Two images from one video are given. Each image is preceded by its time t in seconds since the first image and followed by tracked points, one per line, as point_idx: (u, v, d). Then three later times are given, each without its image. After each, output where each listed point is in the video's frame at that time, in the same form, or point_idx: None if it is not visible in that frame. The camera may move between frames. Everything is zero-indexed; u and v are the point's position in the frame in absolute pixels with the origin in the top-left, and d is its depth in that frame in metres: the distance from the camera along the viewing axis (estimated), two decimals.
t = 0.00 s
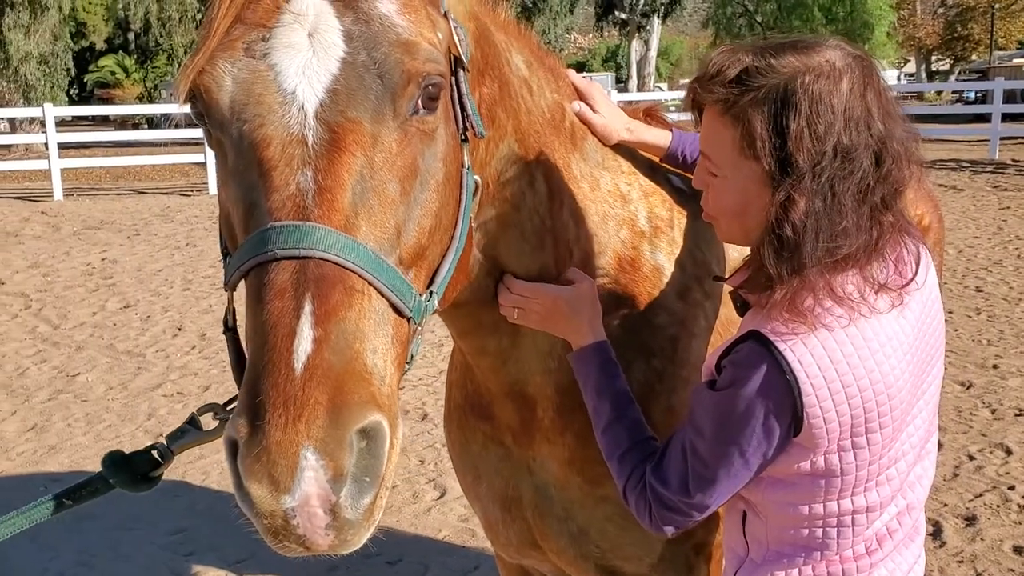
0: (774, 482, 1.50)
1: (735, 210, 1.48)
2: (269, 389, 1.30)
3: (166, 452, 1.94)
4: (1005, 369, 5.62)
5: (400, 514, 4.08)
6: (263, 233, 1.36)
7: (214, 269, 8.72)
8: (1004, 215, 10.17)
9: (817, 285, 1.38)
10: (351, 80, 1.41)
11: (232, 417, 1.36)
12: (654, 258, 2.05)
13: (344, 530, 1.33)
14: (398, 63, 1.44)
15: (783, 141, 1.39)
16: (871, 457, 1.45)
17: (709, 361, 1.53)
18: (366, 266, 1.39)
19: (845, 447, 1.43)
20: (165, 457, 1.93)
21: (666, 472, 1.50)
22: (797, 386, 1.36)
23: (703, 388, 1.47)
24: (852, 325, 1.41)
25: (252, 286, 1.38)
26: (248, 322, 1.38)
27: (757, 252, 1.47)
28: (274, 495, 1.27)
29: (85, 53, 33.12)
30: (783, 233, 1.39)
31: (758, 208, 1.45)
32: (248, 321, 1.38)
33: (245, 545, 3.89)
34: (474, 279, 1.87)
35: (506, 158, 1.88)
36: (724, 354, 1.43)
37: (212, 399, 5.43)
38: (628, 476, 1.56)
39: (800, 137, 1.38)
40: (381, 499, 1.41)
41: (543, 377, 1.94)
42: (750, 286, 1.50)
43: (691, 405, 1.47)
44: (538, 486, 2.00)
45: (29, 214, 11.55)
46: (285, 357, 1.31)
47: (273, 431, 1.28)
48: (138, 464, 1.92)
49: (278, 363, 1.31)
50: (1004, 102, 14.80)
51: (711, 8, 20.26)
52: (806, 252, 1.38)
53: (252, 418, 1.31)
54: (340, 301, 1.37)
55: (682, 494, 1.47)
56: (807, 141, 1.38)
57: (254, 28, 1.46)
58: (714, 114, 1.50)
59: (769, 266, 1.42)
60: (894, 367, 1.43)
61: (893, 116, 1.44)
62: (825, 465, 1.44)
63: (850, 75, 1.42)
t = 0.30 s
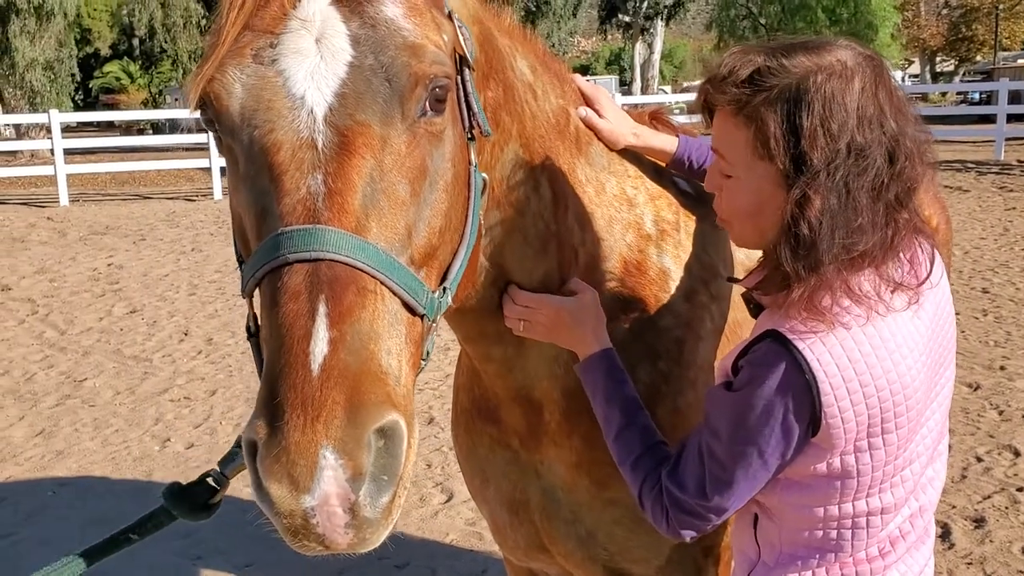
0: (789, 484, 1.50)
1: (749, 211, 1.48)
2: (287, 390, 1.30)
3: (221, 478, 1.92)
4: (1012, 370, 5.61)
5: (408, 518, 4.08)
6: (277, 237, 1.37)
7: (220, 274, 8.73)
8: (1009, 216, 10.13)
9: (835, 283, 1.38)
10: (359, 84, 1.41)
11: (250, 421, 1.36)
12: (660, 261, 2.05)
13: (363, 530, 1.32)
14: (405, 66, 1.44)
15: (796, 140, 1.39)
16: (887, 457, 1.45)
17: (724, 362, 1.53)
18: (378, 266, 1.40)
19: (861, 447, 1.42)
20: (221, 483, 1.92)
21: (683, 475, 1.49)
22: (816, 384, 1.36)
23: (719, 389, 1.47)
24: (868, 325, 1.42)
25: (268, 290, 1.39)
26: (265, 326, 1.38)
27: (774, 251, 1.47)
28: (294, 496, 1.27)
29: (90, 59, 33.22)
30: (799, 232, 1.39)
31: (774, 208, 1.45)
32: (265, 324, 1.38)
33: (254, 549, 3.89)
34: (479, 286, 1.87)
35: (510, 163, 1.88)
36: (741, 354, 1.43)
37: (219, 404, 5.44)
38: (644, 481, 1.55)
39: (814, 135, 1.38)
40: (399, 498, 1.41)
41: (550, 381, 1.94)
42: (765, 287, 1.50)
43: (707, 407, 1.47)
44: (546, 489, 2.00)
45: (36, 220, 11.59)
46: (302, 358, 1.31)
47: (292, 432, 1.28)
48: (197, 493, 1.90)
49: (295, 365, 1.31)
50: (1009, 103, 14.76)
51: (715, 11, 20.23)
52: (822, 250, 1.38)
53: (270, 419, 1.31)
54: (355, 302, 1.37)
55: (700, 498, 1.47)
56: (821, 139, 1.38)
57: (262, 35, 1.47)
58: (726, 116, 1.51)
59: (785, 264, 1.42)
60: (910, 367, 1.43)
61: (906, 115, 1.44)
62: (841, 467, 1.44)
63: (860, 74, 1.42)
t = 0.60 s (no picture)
0: (799, 488, 1.50)
1: (760, 213, 1.48)
2: (305, 391, 1.30)
3: (225, 472, 1.94)
4: (1015, 372, 5.60)
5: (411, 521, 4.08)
6: (293, 239, 1.37)
7: (222, 278, 8.73)
8: (1011, 218, 10.12)
9: (849, 283, 1.38)
10: (372, 86, 1.41)
11: (267, 423, 1.35)
12: (666, 264, 2.05)
13: (381, 529, 1.32)
14: (418, 68, 1.44)
15: (806, 140, 1.39)
16: (899, 460, 1.45)
17: (737, 366, 1.52)
18: (393, 268, 1.39)
19: (873, 450, 1.42)
20: (226, 477, 1.94)
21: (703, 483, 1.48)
22: (834, 384, 1.36)
23: (735, 392, 1.46)
24: (883, 325, 1.42)
25: (285, 292, 1.38)
26: (282, 328, 1.37)
27: (785, 253, 1.47)
28: (314, 496, 1.27)
29: (91, 64, 33.27)
30: (811, 231, 1.39)
31: (784, 209, 1.45)
32: (282, 327, 1.37)
33: (258, 553, 3.88)
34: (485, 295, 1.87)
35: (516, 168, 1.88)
36: (756, 357, 1.42)
37: (222, 408, 5.44)
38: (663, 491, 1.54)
39: (823, 134, 1.38)
40: (417, 498, 1.41)
41: (554, 385, 1.93)
42: (779, 289, 1.49)
43: (723, 413, 1.46)
44: (551, 492, 1.99)
45: (37, 225, 11.59)
46: (320, 359, 1.31)
47: (311, 433, 1.28)
48: (202, 485, 1.91)
49: (313, 365, 1.31)
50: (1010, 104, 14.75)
51: (716, 14, 20.22)
52: (836, 249, 1.38)
53: (289, 420, 1.31)
54: (371, 303, 1.37)
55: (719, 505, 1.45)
56: (831, 138, 1.38)
57: (276, 38, 1.47)
58: (735, 119, 1.51)
59: (798, 265, 1.41)
60: (921, 368, 1.44)
61: (916, 116, 1.44)
62: (853, 471, 1.43)
63: (869, 74, 1.43)
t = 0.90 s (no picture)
0: (804, 489, 1.50)
1: (765, 215, 1.48)
2: (312, 393, 1.31)
3: (236, 475, 1.93)
4: (1016, 373, 5.60)
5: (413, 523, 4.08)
6: (301, 241, 1.37)
7: (222, 280, 8.73)
8: (1011, 219, 10.13)
9: (854, 282, 1.39)
10: (380, 88, 1.41)
11: (274, 425, 1.36)
12: (672, 265, 2.05)
13: (389, 531, 1.32)
14: (426, 70, 1.44)
15: (812, 140, 1.40)
16: (905, 461, 1.45)
17: (743, 366, 1.53)
18: (400, 269, 1.39)
19: (880, 451, 1.42)
20: (236, 480, 1.93)
21: (707, 481, 1.48)
22: (839, 382, 1.36)
23: (741, 391, 1.47)
24: (889, 325, 1.42)
25: (293, 294, 1.38)
26: (290, 330, 1.38)
27: (791, 254, 1.47)
28: (320, 497, 1.27)
29: (91, 66, 33.31)
30: (818, 231, 1.39)
31: (791, 210, 1.45)
32: (290, 329, 1.37)
33: (261, 555, 3.88)
34: (493, 294, 1.87)
35: (523, 168, 1.88)
36: (763, 357, 1.43)
37: (223, 410, 5.44)
38: (668, 489, 1.54)
39: (829, 134, 1.38)
40: (424, 500, 1.41)
41: (563, 385, 1.94)
42: (784, 290, 1.49)
43: (728, 413, 1.46)
44: (557, 494, 1.99)
45: (37, 228, 11.60)
46: (328, 360, 1.31)
47: (318, 434, 1.28)
48: (213, 489, 1.90)
49: (320, 367, 1.31)
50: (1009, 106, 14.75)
51: (715, 16, 20.21)
52: (842, 249, 1.38)
53: (296, 421, 1.31)
54: (378, 305, 1.37)
55: (723, 503, 1.46)
56: (837, 138, 1.38)
57: (283, 40, 1.47)
58: (739, 120, 1.51)
59: (804, 264, 1.42)
60: (929, 369, 1.44)
61: (923, 117, 1.44)
62: (859, 471, 1.43)
63: (874, 74, 1.43)
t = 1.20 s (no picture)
0: (802, 488, 1.49)
1: (764, 212, 1.47)
2: (322, 390, 1.30)
3: (250, 477, 1.92)
4: (1015, 373, 5.60)
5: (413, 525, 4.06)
6: (309, 238, 1.36)
7: (221, 282, 8.72)
8: (1009, 220, 10.13)
9: (845, 284, 1.38)
10: (387, 84, 1.41)
11: (283, 422, 1.35)
12: (676, 264, 2.05)
13: (400, 528, 1.31)
14: (434, 66, 1.44)
15: (809, 141, 1.39)
16: (901, 461, 1.44)
17: (736, 364, 1.53)
18: (410, 266, 1.39)
19: (875, 451, 1.41)
20: (251, 482, 1.92)
21: (692, 472, 1.49)
22: (827, 384, 1.36)
23: (731, 389, 1.47)
24: (879, 327, 1.41)
25: (301, 290, 1.38)
26: (299, 327, 1.37)
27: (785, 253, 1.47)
28: (332, 495, 1.26)
29: (89, 69, 33.30)
30: (811, 232, 1.39)
31: (787, 209, 1.45)
32: (299, 326, 1.37)
33: (262, 557, 3.86)
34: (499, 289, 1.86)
35: (529, 165, 1.87)
36: (753, 356, 1.43)
37: (222, 412, 5.42)
38: (654, 475, 1.55)
39: (827, 136, 1.38)
40: (436, 497, 1.40)
41: (568, 382, 1.93)
42: (777, 288, 1.49)
43: (719, 408, 1.47)
44: (563, 494, 1.98)
45: (35, 230, 11.58)
46: (338, 358, 1.30)
47: (329, 431, 1.27)
48: (227, 492, 1.89)
49: (330, 364, 1.30)
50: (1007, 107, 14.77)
51: (712, 18, 20.20)
52: (834, 251, 1.38)
53: (306, 419, 1.30)
54: (388, 302, 1.36)
55: (706, 495, 1.46)
56: (834, 141, 1.38)
57: (289, 37, 1.46)
58: (739, 119, 1.51)
59: (795, 265, 1.41)
60: (924, 369, 1.43)
61: (922, 119, 1.44)
62: (854, 470, 1.43)
63: (874, 74, 1.42)
